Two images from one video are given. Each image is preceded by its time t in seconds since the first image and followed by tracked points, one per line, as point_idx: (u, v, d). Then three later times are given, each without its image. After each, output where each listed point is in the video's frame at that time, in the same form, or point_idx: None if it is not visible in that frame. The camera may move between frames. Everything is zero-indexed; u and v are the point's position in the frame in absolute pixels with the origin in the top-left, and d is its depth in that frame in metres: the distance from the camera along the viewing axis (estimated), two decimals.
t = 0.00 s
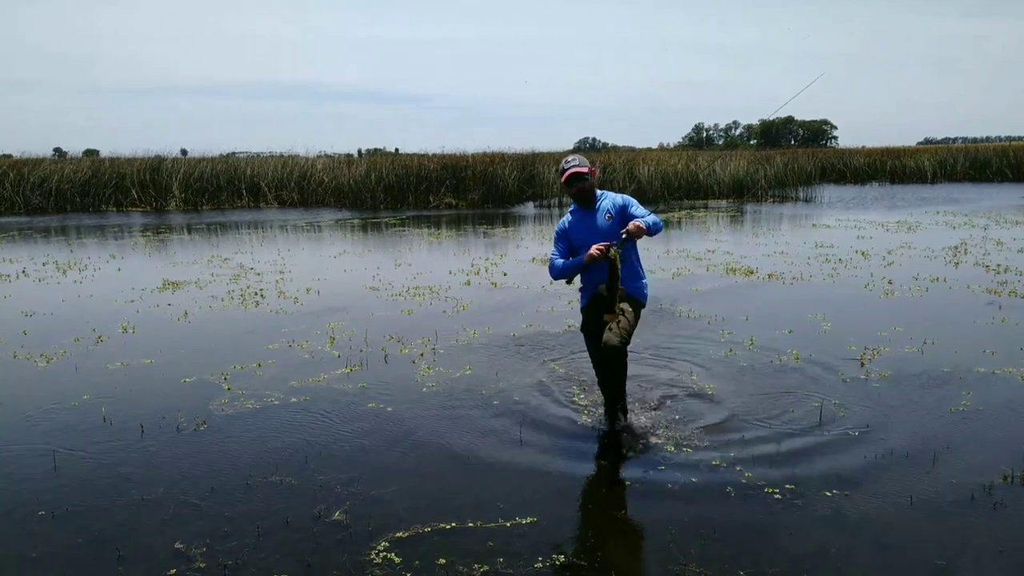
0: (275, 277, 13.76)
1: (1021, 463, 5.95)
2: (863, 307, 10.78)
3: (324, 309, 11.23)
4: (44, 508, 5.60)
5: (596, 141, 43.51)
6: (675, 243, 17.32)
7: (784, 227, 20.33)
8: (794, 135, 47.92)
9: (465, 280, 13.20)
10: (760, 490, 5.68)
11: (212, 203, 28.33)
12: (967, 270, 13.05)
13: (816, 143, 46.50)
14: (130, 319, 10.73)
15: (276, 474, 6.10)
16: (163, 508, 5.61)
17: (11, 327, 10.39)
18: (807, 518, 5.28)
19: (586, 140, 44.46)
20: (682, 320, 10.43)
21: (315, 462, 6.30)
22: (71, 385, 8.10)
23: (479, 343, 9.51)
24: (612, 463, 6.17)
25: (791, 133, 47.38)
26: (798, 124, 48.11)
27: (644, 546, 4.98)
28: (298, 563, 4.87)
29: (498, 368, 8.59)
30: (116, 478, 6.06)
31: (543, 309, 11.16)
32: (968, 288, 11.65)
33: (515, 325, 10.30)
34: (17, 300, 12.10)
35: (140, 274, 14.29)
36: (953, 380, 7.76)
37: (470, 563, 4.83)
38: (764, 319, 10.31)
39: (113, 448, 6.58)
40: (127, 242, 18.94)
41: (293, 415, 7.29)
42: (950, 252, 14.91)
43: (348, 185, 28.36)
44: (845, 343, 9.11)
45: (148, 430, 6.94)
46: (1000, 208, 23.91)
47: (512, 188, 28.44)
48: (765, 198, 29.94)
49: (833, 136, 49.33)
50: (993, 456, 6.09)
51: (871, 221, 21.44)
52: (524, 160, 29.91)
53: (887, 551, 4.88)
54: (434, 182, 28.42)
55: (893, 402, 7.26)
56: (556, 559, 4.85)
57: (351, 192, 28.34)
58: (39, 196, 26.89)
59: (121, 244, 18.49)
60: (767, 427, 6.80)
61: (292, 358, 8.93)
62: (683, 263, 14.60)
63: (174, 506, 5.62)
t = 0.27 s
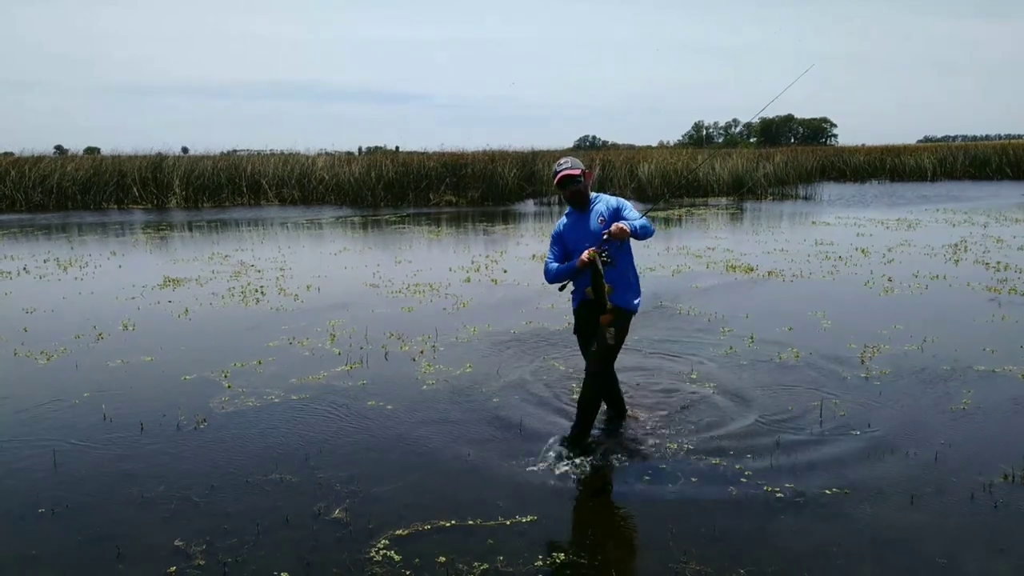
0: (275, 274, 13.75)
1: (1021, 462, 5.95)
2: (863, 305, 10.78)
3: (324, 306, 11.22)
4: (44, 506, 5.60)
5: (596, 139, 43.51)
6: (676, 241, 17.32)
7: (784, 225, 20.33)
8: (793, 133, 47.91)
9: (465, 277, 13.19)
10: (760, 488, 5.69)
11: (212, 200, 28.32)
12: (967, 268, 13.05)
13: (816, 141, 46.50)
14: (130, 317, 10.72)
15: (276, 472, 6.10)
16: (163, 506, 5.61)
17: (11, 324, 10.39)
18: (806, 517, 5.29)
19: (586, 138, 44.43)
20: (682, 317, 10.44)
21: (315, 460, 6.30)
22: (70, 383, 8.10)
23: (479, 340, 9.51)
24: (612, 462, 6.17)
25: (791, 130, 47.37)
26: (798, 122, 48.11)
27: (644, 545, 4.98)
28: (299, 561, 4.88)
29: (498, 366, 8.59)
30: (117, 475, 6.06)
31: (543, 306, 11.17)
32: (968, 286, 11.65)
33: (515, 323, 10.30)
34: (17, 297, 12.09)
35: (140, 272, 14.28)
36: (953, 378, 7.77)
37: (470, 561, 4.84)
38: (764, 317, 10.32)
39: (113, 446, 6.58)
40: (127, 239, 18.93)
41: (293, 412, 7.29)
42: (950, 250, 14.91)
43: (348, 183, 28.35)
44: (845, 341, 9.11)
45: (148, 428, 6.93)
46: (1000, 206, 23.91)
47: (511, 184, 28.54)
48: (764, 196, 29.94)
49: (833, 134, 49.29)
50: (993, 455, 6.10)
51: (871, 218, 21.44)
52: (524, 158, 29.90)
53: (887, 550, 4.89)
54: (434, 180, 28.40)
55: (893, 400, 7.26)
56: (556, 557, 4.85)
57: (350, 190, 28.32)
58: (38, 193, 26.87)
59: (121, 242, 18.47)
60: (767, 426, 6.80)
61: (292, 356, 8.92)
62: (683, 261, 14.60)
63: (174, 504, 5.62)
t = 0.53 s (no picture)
0: (276, 279, 13.76)
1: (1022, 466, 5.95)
2: (864, 309, 10.80)
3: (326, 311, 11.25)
4: (45, 511, 5.60)
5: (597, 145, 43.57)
6: (677, 246, 17.34)
7: (786, 230, 20.35)
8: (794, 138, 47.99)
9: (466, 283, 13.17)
10: (762, 492, 5.68)
11: (214, 206, 28.38)
12: (968, 273, 13.06)
13: (817, 146, 46.54)
14: (132, 322, 10.74)
15: (278, 476, 6.11)
16: (164, 510, 5.62)
17: (13, 330, 10.40)
18: (807, 521, 5.29)
19: (587, 144, 44.50)
20: (684, 322, 10.45)
21: (316, 465, 6.30)
22: (72, 388, 8.12)
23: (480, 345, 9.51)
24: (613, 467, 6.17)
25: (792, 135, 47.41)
26: (800, 127, 48.17)
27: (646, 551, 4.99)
28: (301, 565, 4.90)
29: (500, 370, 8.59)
30: (118, 480, 6.07)
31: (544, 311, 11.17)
32: (970, 291, 11.65)
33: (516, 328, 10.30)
34: (19, 303, 12.11)
35: (142, 277, 14.31)
36: (954, 383, 7.77)
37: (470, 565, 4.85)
38: (765, 322, 10.32)
39: (114, 451, 6.59)
40: (130, 245, 18.97)
41: (294, 417, 7.29)
42: (952, 255, 14.92)
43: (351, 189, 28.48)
44: (847, 346, 9.11)
45: (150, 433, 6.95)
46: (1002, 211, 23.90)
47: (513, 191, 28.24)
48: (766, 201, 29.93)
49: (835, 139, 49.33)
50: (994, 459, 6.09)
51: (873, 224, 21.44)
52: (525, 164, 29.95)
53: (888, 554, 4.89)
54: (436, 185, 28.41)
55: (895, 405, 7.26)
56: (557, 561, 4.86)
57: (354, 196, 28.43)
58: (41, 199, 26.94)
59: (124, 248, 18.51)
60: (768, 430, 6.79)
61: (293, 361, 8.93)
62: (684, 266, 14.62)
63: (175, 508, 5.63)
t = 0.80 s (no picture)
0: (276, 278, 13.75)
1: (1022, 467, 5.96)
2: (864, 310, 10.81)
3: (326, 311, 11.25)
4: (45, 509, 5.61)
5: (598, 145, 43.59)
6: (677, 246, 17.36)
7: (787, 230, 20.37)
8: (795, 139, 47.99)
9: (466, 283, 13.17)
10: (761, 492, 5.69)
11: (215, 205, 28.38)
12: (968, 274, 13.08)
13: (817, 146, 46.58)
14: (132, 321, 10.75)
15: (277, 475, 6.12)
16: (164, 508, 5.63)
17: (13, 328, 10.41)
18: (806, 521, 5.30)
19: (587, 143, 44.50)
20: (684, 322, 10.46)
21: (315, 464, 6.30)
22: (72, 386, 8.13)
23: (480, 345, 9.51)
24: (612, 466, 6.18)
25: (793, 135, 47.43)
26: (800, 128, 48.19)
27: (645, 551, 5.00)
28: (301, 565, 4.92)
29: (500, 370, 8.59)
30: (117, 478, 6.08)
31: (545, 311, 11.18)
32: (969, 292, 11.67)
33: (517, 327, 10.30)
34: (20, 301, 12.13)
35: (142, 276, 14.32)
36: (953, 384, 7.78)
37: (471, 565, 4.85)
38: (765, 322, 10.34)
39: (114, 449, 6.60)
40: (130, 244, 18.98)
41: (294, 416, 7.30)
42: (951, 256, 14.94)
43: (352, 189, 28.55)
44: (847, 347, 9.12)
45: (150, 431, 6.96)
46: (1002, 212, 23.91)
47: (514, 191, 28.25)
48: (767, 201, 29.94)
49: (835, 140, 49.39)
50: (994, 460, 6.10)
51: (873, 224, 21.46)
52: (526, 164, 29.97)
53: (887, 555, 4.90)
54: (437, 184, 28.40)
55: (894, 405, 7.28)
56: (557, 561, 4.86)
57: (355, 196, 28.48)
58: (42, 197, 26.94)
59: (124, 246, 18.52)
60: (768, 430, 6.80)
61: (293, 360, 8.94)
62: (684, 266, 14.63)
63: (175, 507, 5.64)
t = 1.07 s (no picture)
0: (276, 278, 13.75)
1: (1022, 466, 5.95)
2: (864, 309, 10.81)
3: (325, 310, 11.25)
4: (45, 509, 5.61)
5: (598, 144, 43.57)
6: (678, 245, 17.35)
7: (787, 230, 20.36)
8: (795, 138, 47.96)
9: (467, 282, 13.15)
10: (761, 492, 5.68)
11: (215, 205, 28.38)
12: (969, 273, 13.07)
13: (818, 146, 46.57)
14: (132, 320, 10.74)
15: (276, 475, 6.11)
16: (163, 508, 5.62)
17: (13, 328, 10.40)
18: (806, 520, 5.29)
19: (587, 143, 44.49)
20: (684, 321, 10.45)
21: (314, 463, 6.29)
22: (71, 385, 8.12)
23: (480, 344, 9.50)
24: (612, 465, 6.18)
25: (793, 134, 47.41)
26: (800, 127, 48.16)
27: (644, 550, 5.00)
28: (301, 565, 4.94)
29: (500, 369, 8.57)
30: (117, 478, 6.07)
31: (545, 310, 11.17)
32: (970, 291, 11.66)
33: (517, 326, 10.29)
34: (19, 300, 12.12)
35: (142, 275, 14.31)
36: (954, 383, 7.77)
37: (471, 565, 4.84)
38: (765, 321, 10.33)
39: (113, 449, 6.59)
40: (130, 243, 18.97)
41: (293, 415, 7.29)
42: (952, 256, 14.93)
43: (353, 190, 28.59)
44: (847, 346, 9.11)
45: (149, 430, 6.95)
46: (1003, 212, 23.89)
47: (514, 190, 28.24)
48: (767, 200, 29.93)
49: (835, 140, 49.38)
50: (994, 459, 6.09)
51: (874, 224, 21.45)
52: (526, 163, 29.97)
53: (887, 554, 4.89)
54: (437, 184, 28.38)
55: (895, 404, 7.26)
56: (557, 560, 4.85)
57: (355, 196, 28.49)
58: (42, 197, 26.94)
59: (124, 245, 18.51)
60: (768, 429, 6.79)
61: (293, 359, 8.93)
62: (685, 265, 14.62)
63: (174, 507, 5.63)
